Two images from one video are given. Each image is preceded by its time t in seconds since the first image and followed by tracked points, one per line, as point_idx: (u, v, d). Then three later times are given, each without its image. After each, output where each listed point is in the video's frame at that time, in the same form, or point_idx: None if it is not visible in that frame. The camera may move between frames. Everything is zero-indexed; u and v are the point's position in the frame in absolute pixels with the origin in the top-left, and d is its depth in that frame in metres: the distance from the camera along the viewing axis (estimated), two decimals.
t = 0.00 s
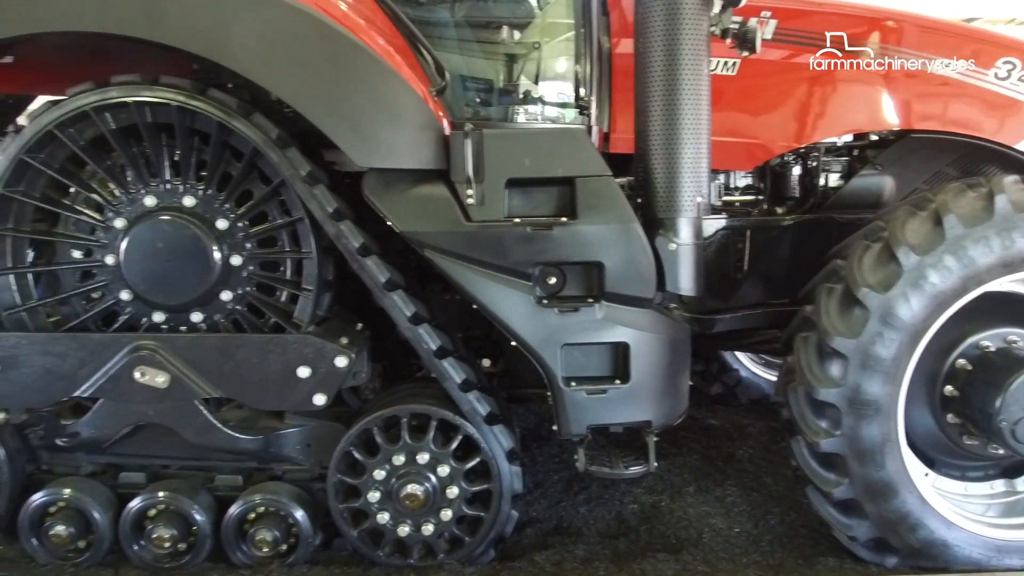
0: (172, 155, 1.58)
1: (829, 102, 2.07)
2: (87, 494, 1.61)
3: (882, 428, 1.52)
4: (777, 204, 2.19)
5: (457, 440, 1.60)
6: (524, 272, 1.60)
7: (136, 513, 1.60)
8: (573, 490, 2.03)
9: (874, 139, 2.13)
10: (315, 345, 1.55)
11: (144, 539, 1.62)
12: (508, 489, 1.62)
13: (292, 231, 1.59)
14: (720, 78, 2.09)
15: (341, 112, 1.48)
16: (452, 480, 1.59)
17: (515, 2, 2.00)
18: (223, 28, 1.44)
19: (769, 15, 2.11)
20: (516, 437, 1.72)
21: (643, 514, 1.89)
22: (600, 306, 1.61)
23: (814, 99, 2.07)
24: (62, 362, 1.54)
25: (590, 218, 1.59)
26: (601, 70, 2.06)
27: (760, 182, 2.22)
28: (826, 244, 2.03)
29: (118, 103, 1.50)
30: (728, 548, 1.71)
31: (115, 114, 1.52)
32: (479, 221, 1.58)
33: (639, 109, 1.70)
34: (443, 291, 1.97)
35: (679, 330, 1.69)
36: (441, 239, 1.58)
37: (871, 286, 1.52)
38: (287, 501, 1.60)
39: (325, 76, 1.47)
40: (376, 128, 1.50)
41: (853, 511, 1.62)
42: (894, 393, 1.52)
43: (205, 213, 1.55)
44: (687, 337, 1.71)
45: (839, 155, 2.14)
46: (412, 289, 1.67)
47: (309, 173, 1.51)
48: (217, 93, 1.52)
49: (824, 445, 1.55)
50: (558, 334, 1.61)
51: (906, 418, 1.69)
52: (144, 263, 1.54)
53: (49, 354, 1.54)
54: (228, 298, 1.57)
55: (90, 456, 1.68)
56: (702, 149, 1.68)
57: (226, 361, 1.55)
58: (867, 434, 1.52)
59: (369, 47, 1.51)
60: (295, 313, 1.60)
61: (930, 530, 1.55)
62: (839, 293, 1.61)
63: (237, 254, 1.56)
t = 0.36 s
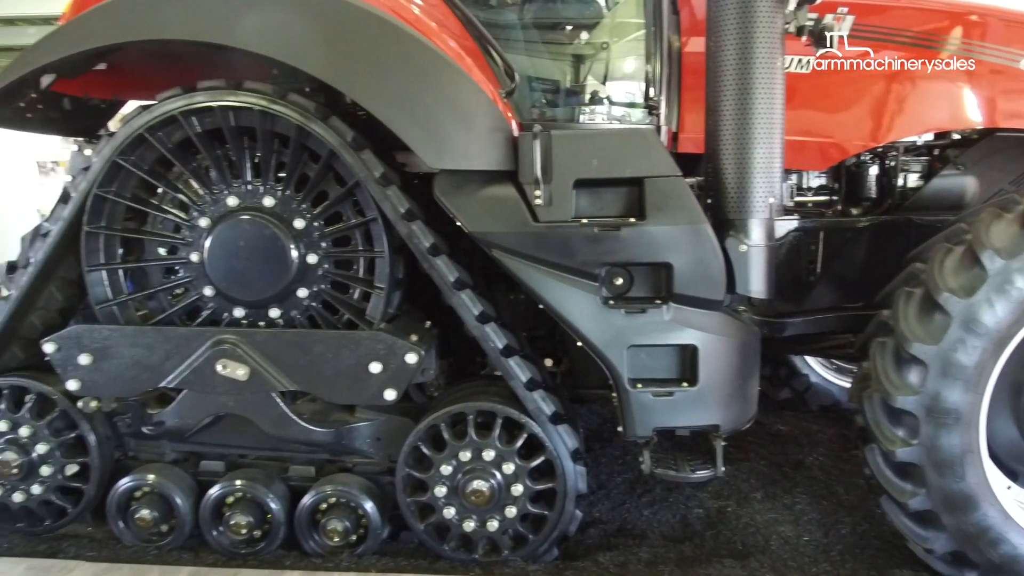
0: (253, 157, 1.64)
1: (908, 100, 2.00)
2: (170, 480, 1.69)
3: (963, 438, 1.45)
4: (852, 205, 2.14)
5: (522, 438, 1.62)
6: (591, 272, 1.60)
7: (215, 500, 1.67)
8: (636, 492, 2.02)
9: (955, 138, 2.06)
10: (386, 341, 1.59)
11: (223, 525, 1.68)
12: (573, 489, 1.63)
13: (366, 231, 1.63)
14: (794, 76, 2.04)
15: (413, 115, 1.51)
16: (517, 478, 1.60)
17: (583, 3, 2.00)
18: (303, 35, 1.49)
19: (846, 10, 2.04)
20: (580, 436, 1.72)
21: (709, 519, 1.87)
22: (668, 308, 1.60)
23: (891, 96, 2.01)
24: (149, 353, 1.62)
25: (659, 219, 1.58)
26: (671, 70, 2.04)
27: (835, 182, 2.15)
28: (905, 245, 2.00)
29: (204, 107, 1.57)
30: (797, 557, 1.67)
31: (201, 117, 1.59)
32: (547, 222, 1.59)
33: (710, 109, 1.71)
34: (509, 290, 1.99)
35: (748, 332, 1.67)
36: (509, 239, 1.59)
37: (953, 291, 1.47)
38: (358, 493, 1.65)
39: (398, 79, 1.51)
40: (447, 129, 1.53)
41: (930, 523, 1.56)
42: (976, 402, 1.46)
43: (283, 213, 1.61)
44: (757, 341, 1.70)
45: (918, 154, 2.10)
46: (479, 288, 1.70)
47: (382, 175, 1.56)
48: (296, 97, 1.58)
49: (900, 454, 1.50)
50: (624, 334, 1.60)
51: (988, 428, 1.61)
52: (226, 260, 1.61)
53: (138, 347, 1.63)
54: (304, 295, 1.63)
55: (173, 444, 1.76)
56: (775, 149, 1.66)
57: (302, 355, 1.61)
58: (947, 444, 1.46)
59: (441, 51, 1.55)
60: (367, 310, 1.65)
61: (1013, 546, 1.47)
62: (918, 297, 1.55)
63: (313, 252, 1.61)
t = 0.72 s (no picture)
0: (323, 158, 1.70)
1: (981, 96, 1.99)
2: (241, 468, 1.75)
3: None
4: (924, 205, 2.10)
5: (581, 437, 1.62)
6: (653, 272, 1.60)
7: (283, 489, 1.73)
8: (696, 495, 2.01)
9: None
10: (449, 338, 1.62)
11: (290, 513, 1.74)
12: (632, 489, 1.63)
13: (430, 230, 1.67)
14: (865, 74, 2.05)
15: (478, 116, 1.54)
16: (576, 476, 1.61)
17: (646, 2, 2.01)
18: (373, 38, 1.53)
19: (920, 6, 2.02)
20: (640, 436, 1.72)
21: (770, 524, 1.84)
22: (731, 309, 1.59)
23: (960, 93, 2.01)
24: (224, 346, 1.70)
25: (723, 219, 1.56)
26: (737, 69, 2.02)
27: (906, 181, 2.13)
28: (981, 247, 1.93)
29: (279, 110, 1.64)
30: (863, 565, 1.63)
31: (275, 120, 1.65)
32: (609, 221, 1.59)
33: (777, 108, 1.69)
34: (568, 289, 2.00)
35: (814, 336, 1.64)
36: (570, 239, 1.60)
37: None
38: (419, 487, 1.68)
39: (464, 82, 1.53)
40: (511, 130, 1.55)
41: (1003, 535, 1.50)
42: None
43: (351, 212, 1.66)
44: (823, 343, 1.67)
45: (996, 154, 2.03)
46: (540, 288, 1.72)
47: (447, 175, 1.60)
48: (366, 100, 1.63)
49: (973, 463, 1.45)
50: (686, 335, 1.59)
51: None
52: (297, 257, 1.66)
53: (214, 340, 1.70)
54: (370, 292, 1.68)
55: (244, 434, 1.83)
56: (845, 148, 1.63)
57: (367, 350, 1.65)
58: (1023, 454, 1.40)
59: (506, 52, 1.57)
60: (431, 307, 1.69)
61: None
62: (994, 301, 1.49)
63: (379, 250, 1.65)
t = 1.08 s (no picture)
0: (374, 160, 1.73)
1: None
2: (292, 462, 1.80)
3: None
4: (983, 208, 2.01)
5: (627, 438, 1.62)
6: (702, 273, 1.59)
7: (333, 483, 1.77)
8: (742, 499, 1.99)
9: None
10: (495, 337, 1.64)
11: (339, 507, 1.78)
12: (678, 491, 1.62)
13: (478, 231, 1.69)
14: (922, 73, 2.10)
15: (526, 117, 1.55)
16: (621, 477, 1.61)
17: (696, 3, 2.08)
18: (425, 42, 1.56)
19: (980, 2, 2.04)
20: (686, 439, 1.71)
21: (818, 531, 1.81)
22: (782, 311, 1.57)
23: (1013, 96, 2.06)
24: (278, 343, 1.75)
25: (774, 220, 1.54)
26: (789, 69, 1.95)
27: (963, 182, 2.10)
28: None
29: (333, 113, 1.68)
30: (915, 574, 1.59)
31: (329, 122, 1.70)
32: (657, 222, 1.59)
33: (830, 108, 1.66)
34: (613, 290, 2.00)
35: (867, 339, 1.61)
36: (618, 239, 1.60)
37: None
38: (465, 484, 1.70)
39: (514, 83, 1.55)
40: (560, 131, 1.56)
41: None
42: None
43: (401, 213, 1.69)
44: (876, 347, 1.64)
45: None
46: (586, 288, 1.73)
47: (495, 176, 1.62)
48: (417, 103, 1.67)
49: None
50: (735, 338, 1.58)
51: None
52: (348, 256, 1.70)
53: (268, 336, 1.75)
54: (419, 291, 1.70)
55: (295, 428, 1.88)
56: (901, 148, 1.60)
57: (416, 348, 1.68)
58: None
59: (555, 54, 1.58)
60: (477, 306, 1.71)
61: None
62: None
63: (428, 250, 1.68)
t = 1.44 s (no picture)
0: (402, 164, 1.75)
1: None
2: (319, 462, 1.82)
3: None
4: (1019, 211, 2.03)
5: (653, 443, 1.62)
6: (730, 279, 1.57)
7: (360, 484, 1.79)
8: (769, 506, 1.97)
9: None
10: (521, 341, 1.64)
11: (366, 508, 1.80)
12: (704, 498, 1.61)
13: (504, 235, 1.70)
14: (958, 74, 2.07)
15: (554, 122, 1.56)
16: (646, 483, 1.61)
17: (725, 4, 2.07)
18: (453, 47, 1.58)
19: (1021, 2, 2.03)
20: (712, 445, 1.70)
21: (847, 539, 1.79)
22: (811, 317, 1.55)
23: None
24: (307, 345, 1.77)
25: (805, 225, 1.52)
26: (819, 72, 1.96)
27: (999, 187, 2.09)
28: None
29: (362, 118, 1.70)
30: None
31: (358, 127, 1.72)
32: (685, 227, 1.58)
33: (862, 111, 1.64)
34: (639, 294, 1.99)
35: (898, 346, 1.59)
36: (645, 244, 1.60)
37: None
38: (489, 487, 1.71)
39: (541, 88, 1.55)
40: (587, 135, 1.56)
41: None
42: None
43: (429, 217, 1.70)
44: (908, 355, 1.61)
45: None
46: (612, 292, 1.73)
47: (522, 181, 1.63)
48: (445, 108, 1.68)
49: None
50: (763, 344, 1.56)
51: None
52: (375, 260, 1.72)
53: (297, 338, 1.78)
54: (446, 294, 1.72)
55: (323, 429, 1.90)
56: (935, 152, 1.57)
57: (443, 351, 1.69)
58: None
59: (583, 58, 1.58)
60: (503, 310, 1.71)
61: None
62: None
63: (455, 254, 1.69)
